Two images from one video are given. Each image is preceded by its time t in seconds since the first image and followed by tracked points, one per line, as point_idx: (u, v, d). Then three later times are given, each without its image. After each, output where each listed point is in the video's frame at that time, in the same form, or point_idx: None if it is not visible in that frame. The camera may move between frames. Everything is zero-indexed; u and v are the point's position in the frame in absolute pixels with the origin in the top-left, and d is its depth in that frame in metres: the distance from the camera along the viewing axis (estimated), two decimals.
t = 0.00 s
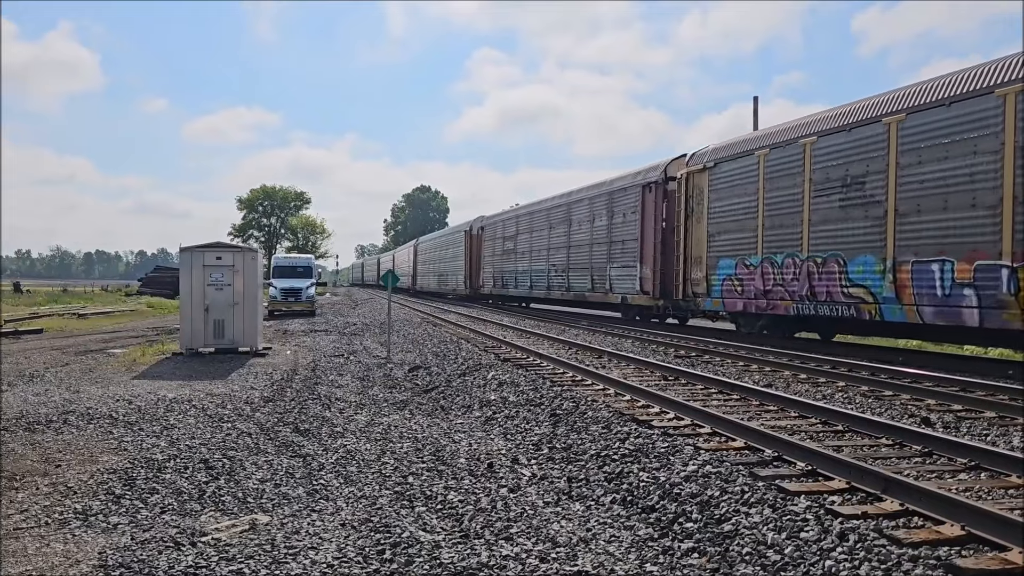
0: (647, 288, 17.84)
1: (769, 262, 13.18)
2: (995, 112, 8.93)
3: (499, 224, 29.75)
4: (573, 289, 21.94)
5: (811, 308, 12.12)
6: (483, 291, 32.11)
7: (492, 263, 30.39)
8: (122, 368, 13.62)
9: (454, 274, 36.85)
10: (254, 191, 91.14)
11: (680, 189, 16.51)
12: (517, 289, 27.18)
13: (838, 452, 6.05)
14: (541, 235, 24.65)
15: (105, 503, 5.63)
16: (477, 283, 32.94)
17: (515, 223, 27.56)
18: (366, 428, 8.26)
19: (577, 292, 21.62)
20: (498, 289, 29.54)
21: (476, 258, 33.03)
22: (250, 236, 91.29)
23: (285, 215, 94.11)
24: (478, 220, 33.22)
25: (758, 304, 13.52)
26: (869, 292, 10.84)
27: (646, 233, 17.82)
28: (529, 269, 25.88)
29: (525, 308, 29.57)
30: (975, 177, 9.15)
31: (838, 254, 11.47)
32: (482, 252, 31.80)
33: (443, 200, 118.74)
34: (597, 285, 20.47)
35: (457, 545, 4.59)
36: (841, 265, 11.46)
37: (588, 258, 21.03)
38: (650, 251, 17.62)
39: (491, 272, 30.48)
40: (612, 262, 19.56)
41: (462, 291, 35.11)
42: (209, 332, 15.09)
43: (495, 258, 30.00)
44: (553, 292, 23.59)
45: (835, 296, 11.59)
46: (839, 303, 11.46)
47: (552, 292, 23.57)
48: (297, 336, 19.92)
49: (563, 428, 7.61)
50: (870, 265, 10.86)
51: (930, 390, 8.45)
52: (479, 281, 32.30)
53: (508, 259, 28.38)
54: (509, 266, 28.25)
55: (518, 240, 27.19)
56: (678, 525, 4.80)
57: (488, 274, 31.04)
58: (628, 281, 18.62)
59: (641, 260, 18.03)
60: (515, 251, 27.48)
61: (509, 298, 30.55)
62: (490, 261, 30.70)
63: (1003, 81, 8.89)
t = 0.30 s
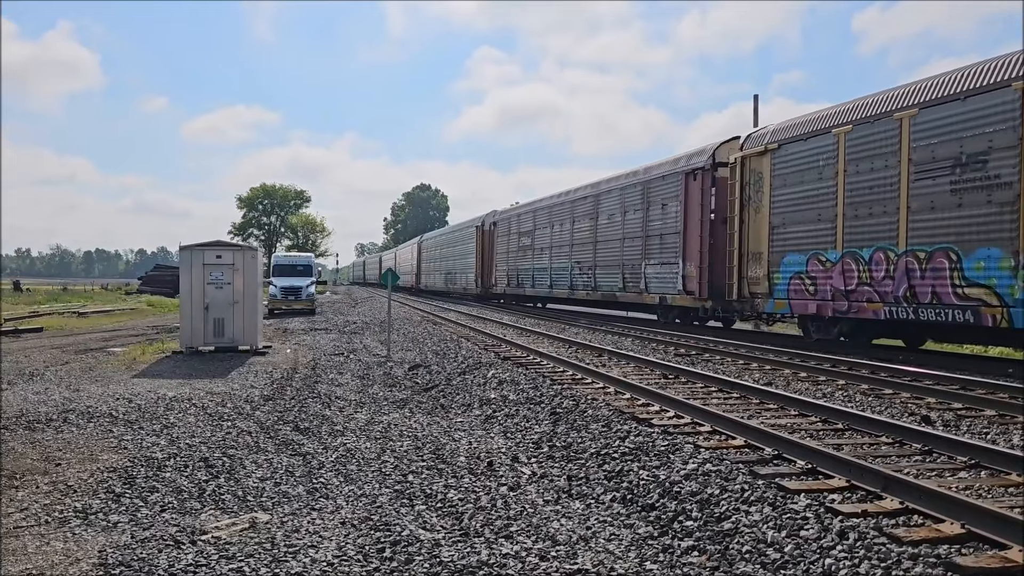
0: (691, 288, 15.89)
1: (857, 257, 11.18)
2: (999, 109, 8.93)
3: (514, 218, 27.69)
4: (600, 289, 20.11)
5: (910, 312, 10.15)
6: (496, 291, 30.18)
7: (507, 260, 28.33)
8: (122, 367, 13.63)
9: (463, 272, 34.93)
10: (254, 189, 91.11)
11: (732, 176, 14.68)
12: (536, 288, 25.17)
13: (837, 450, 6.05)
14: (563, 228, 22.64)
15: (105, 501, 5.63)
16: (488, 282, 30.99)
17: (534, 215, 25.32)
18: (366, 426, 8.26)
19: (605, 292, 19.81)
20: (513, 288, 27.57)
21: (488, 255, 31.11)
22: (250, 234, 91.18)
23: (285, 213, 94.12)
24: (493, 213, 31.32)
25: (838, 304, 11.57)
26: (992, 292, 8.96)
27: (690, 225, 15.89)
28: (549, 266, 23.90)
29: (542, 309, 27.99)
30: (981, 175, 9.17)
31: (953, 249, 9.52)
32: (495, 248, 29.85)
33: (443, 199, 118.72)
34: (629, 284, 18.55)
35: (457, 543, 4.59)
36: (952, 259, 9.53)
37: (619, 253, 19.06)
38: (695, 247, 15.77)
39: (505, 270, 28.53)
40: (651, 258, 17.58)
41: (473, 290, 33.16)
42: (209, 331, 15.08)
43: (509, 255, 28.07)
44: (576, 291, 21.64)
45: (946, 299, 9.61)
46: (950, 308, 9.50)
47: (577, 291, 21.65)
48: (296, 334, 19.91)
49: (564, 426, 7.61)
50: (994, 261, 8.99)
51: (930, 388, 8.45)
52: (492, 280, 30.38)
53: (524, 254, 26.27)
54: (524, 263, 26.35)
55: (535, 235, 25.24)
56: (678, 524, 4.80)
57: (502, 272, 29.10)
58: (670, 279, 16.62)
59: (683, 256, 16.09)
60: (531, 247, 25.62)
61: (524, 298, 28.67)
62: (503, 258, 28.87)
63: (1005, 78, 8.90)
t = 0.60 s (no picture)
0: (749, 289, 13.77)
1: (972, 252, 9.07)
2: (992, 109, 8.81)
3: (530, 211, 25.43)
4: (633, 289, 18.04)
5: None
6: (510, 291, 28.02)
7: (522, 256, 26.16)
8: (123, 366, 13.65)
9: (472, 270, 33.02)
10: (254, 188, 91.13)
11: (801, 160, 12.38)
12: (556, 288, 23.13)
13: (839, 448, 6.05)
14: (587, 222, 20.58)
15: (106, 500, 5.63)
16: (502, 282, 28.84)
17: (552, 209, 23.29)
18: (367, 425, 8.25)
19: (639, 292, 17.77)
20: (529, 287, 25.45)
21: (501, 252, 29.00)
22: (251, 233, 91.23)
23: (286, 212, 94.19)
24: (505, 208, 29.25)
25: (947, 310, 9.43)
26: None
27: (747, 217, 13.71)
28: (571, 263, 21.80)
29: (560, 309, 26.25)
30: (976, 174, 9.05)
31: None
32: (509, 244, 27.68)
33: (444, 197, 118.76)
34: (669, 284, 16.38)
35: (458, 542, 4.59)
36: None
37: (655, 249, 16.94)
38: (752, 241, 13.65)
39: (520, 268, 26.36)
40: (699, 253, 15.27)
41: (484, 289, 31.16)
42: (210, 330, 15.08)
43: (524, 251, 25.91)
44: (605, 291, 19.58)
45: None
46: None
47: (604, 292, 19.61)
48: (298, 333, 19.93)
49: (564, 425, 7.60)
50: (1020, 255, 8.41)
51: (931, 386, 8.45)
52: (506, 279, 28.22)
53: (543, 251, 24.05)
54: (542, 259, 24.19)
55: (554, 230, 23.16)
56: (679, 522, 4.80)
57: (516, 270, 26.97)
58: (721, 278, 14.52)
59: (739, 252, 13.97)
60: (550, 242, 23.55)
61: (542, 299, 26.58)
62: (518, 255, 26.80)
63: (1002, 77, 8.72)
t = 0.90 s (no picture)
0: (827, 288, 12.07)
1: None
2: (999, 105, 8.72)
3: (558, 203, 23.72)
4: (677, 288, 16.49)
5: None
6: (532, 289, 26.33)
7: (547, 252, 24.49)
8: (126, 364, 13.67)
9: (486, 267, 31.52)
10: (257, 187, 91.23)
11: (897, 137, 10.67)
12: (585, 286, 21.57)
13: (841, 446, 6.03)
14: (623, 215, 19.01)
15: (109, 498, 5.65)
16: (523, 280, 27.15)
17: (583, 201, 21.67)
18: (369, 423, 8.27)
19: (686, 293, 16.21)
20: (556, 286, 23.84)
21: (522, 248, 27.30)
22: (253, 232, 91.28)
23: (288, 210, 94.32)
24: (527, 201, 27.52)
25: None
26: None
27: (823, 205, 12.08)
28: (604, 259, 20.22)
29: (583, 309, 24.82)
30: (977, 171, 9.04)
31: None
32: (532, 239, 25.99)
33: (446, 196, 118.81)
34: (722, 283, 14.83)
35: (460, 540, 4.59)
36: None
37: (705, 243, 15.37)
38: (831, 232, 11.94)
39: (546, 265, 24.67)
40: (762, 247, 13.67)
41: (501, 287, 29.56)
42: (212, 328, 15.10)
43: (549, 247, 24.29)
44: (644, 290, 18.03)
45: None
46: None
47: (644, 291, 18.06)
48: (300, 331, 19.94)
49: (566, 423, 7.60)
50: None
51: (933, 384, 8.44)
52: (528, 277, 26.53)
53: (573, 247, 22.37)
54: (571, 255, 22.56)
55: (584, 224, 21.57)
56: (681, 520, 4.79)
57: (539, 267, 25.37)
58: (789, 275, 12.93)
59: (812, 246, 12.34)
60: (579, 237, 21.92)
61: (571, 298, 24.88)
62: (541, 251, 25.18)
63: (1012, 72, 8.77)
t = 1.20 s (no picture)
0: (931, 291, 9.90)
1: None
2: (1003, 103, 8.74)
3: (587, 195, 21.48)
4: (731, 288, 14.55)
5: None
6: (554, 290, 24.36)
7: (574, 250, 22.36)
8: (129, 363, 13.69)
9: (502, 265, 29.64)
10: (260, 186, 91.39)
11: None
12: (618, 286, 19.53)
13: (844, 445, 6.02)
14: (664, 207, 17.04)
15: (112, 497, 5.66)
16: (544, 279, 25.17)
17: (615, 191, 19.57)
18: (372, 421, 8.27)
19: (743, 294, 14.15)
20: (583, 287, 21.89)
21: (543, 244, 25.34)
22: (256, 231, 91.40)
23: (290, 209, 94.44)
24: (549, 194, 25.53)
25: None
26: None
27: (927, 189, 9.83)
28: (641, 256, 18.25)
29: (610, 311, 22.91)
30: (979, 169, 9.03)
31: None
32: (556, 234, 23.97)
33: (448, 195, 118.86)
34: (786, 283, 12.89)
35: (463, 539, 4.60)
36: None
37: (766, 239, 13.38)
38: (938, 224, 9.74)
39: (572, 263, 22.59)
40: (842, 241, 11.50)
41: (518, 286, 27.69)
42: (215, 327, 15.12)
43: (576, 243, 22.18)
44: (691, 292, 16.03)
45: None
46: None
47: (690, 292, 16.06)
48: (302, 330, 19.98)
49: (569, 421, 7.60)
50: None
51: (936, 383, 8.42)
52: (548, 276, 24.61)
53: (603, 243, 20.32)
54: (599, 253, 20.65)
55: (615, 218, 19.51)
56: (684, 519, 4.78)
57: (563, 265, 23.51)
58: (881, 276, 10.75)
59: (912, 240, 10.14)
60: (609, 232, 19.92)
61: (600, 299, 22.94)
62: (565, 247, 23.26)
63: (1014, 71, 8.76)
